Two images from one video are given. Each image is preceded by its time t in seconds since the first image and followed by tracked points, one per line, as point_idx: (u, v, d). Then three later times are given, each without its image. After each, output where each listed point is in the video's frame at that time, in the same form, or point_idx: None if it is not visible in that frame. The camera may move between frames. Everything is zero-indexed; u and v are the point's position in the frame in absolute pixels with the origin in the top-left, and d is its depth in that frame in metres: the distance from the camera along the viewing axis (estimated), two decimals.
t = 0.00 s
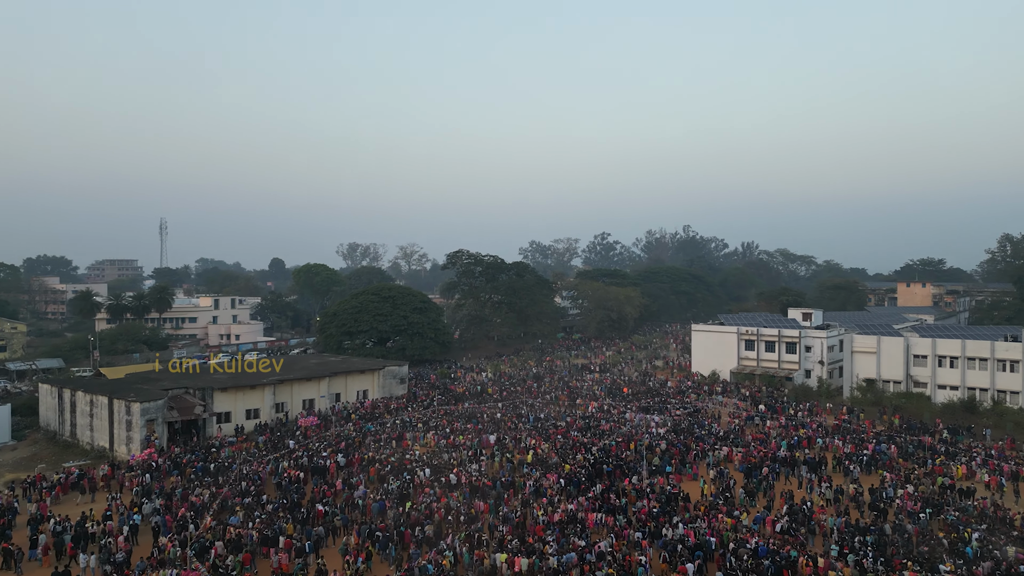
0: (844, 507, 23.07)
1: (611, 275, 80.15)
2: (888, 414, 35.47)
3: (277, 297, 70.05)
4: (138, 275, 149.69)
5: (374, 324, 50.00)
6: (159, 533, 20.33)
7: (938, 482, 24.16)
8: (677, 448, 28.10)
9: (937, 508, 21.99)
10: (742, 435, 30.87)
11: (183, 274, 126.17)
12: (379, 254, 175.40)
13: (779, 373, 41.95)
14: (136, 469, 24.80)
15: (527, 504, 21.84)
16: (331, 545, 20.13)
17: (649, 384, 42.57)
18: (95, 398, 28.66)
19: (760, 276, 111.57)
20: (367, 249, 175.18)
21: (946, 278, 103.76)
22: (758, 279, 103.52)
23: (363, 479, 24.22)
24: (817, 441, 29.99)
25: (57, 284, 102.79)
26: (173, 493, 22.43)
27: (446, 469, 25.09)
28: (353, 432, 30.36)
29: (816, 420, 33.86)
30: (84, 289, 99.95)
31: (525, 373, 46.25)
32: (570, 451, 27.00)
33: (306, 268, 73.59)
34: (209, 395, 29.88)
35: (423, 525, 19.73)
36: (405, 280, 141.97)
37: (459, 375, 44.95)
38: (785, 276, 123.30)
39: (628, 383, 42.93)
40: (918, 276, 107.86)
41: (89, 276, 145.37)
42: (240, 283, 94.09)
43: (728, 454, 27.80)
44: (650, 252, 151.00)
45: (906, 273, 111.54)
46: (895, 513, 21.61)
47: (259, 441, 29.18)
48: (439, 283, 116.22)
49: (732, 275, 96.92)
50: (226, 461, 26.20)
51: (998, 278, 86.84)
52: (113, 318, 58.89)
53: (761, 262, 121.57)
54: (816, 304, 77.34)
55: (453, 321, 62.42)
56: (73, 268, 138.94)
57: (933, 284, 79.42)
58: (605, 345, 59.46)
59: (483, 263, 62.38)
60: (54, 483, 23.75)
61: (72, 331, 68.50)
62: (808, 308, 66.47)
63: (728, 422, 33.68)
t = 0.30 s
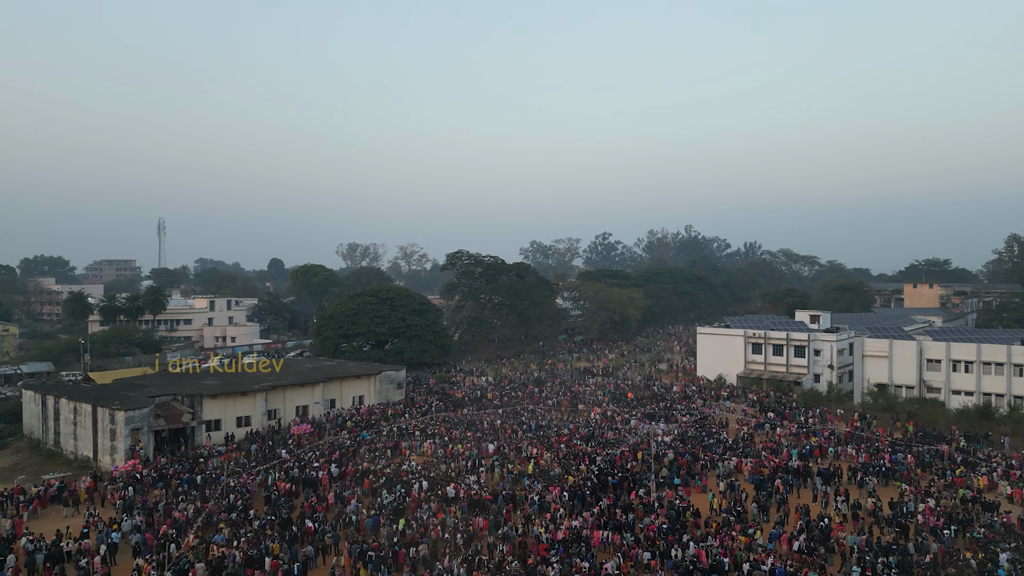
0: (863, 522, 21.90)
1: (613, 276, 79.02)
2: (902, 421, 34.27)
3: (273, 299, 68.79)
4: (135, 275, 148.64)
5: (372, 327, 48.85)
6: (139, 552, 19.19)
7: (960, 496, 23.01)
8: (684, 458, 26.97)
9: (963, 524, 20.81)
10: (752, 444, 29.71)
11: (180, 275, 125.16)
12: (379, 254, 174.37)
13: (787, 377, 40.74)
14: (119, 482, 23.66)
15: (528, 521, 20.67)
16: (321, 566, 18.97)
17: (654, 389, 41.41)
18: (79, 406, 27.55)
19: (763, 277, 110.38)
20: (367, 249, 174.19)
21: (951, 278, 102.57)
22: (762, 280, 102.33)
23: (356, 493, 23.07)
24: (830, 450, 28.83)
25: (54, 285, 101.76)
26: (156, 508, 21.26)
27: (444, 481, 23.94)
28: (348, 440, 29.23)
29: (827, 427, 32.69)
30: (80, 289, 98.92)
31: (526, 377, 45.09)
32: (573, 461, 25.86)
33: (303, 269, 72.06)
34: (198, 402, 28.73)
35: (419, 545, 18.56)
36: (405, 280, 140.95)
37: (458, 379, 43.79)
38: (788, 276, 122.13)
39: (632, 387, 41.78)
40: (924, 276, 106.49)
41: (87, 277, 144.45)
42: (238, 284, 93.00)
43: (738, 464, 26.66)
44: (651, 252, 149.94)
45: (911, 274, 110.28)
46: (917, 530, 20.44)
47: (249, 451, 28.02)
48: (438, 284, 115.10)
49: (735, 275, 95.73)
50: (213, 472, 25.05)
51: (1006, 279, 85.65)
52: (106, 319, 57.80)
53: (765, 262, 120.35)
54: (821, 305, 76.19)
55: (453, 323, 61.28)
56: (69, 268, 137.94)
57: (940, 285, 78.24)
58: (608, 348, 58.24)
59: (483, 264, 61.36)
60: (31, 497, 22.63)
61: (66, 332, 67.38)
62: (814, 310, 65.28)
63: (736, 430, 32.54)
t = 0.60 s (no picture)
0: (883, 541, 20.73)
1: (615, 276, 77.83)
2: (916, 429, 33.07)
3: (270, 300, 67.48)
4: (133, 276, 147.60)
5: (368, 330, 47.61)
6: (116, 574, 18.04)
7: (985, 512, 21.84)
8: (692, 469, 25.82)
9: (990, 543, 19.64)
10: (762, 452, 28.55)
11: (178, 275, 123.99)
12: (379, 254, 173.11)
13: (796, 382, 39.53)
14: (99, 496, 22.52)
15: (530, 540, 19.51)
16: None
17: (659, 394, 40.25)
18: (61, 414, 26.42)
19: (766, 277, 109.25)
20: (367, 249, 173.07)
21: (957, 279, 101.42)
22: (765, 281, 101.18)
23: (349, 507, 21.91)
24: (843, 460, 27.67)
25: (49, 285, 100.55)
26: (136, 525, 20.11)
27: (441, 495, 22.79)
28: (342, 449, 28.08)
29: (840, 434, 31.51)
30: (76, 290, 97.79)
31: (527, 381, 43.90)
32: (576, 473, 24.73)
33: (301, 270, 70.75)
34: (185, 410, 27.59)
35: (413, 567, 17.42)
36: (404, 281, 139.75)
37: (457, 383, 42.63)
38: (791, 276, 120.97)
39: (637, 392, 40.61)
40: (929, 277, 105.29)
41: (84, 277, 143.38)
42: (235, 284, 91.88)
43: (748, 475, 25.50)
44: (653, 252, 148.78)
45: (916, 275, 109.06)
46: (942, 550, 19.26)
47: (239, 461, 26.86)
48: (438, 284, 113.94)
49: (739, 276, 94.51)
50: (200, 485, 23.91)
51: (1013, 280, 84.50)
52: (99, 321, 56.66)
53: (768, 262, 119.18)
54: (827, 306, 75.03)
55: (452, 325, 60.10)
56: (67, 268, 136.94)
57: (947, 286, 77.09)
58: (611, 351, 57.04)
59: (483, 264, 60.36)
60: (6, 512, 21.49)
61: (59, 334, 66.24)
62: (821, 312, 64.04)
63: (745, 437, 31.38)
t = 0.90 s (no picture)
0: (907, 562, 19.50)
1: (618, 277, 76.60)
2: (932, 437, 31.83)
3: (266, 301, 66.55)
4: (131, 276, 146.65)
5: (365, 333, 46.37)
6: None
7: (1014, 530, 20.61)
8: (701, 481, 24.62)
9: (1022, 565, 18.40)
10: (774, 462, 27.33)
11: (176, 276, 122.90)
12: (379, 254, 171.89)
13: (805, 387, 38.26)
14: (77, 511, 21.34)
15: (531, 562, 18.29)
16: None
17: (664, 399, 39.05)
18: (41, 424, 25.26)
19: (770, 278, 108.01)
20: (366, 249, 171.96)
21: (963, 280, 100.12)
22: (769, 281, 99.98)
23: (340, 525, 20.68)
24: (859, 471, 26.44)
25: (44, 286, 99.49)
26: (113, 545, 18.89)
27: (438, 511, 21.55)
28: (335, 459, 26.86)
29: (854, 443, 30.29)
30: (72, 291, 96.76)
31: (528, 385, 42.68)
32: (581, 487, 23.48)
33: (297, 270, 69.47)
34: (172, 418, 26.47)
35: None
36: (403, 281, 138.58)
37: (456, 388, 41.41)
38: (795, 277, 119.72)
39: (641, 397, 39.41)
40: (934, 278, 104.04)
41: (82, 278, 142.34)
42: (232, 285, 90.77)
43: (761, 488, 24.27)
44: (655, 252, 147.58)
45: (921, 275, 107.80)
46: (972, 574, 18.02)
47: (227, 472, 25.68)
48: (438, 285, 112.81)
49: (742, 276, 93.27)
50: (185, 498, 22.71)
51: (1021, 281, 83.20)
52: (91, 323, 55.55)
53: (771, 263, 117.91)
54: (833, 308, 73.82)
55: (452, 327, 58.90)
56: (64, 269, 136.02)
57: (955, 287, 75.85)
58: (614, 355, 55.75)
59: (484, 265, 59.29)
60: None
61: (52, 336, 65.11)
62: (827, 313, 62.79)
63: (755, 446, 30.17)
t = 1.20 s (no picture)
0: None
1: (620, 278, 75.42)
2: (948, 446, 30.61)
3: (262, 303, 65.45)
4: (129, 277, 145.64)
5: (362, 336, 45.11)
6: None
7: None
8: (711, 495, 23.38)
9: None
10: (787, 473, 26.07)
11: (174, 276, 121.82)
12: (379, 254, 170.67)
13: (815, 393, 37.02)
14: (52, 528, 20.14)
15: None
16: None
17: (669, 405, 37.84)
18: (19, 433, 24.09)
19: (774, 279, 106.70)
20: (366, 249, 170.82)
21: (969, 281, 98.82)
22: (773, 282, 98.70)
23: (329, 544, 19.40)
24: (876, 484, 25.22)
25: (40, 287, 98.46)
26: (85, 567, 17.65)
27: (434, 529, 20.28)
28: (327, 470, 25.64)
29: (869, 452, 29.05)
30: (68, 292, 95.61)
31: (529, 390, 41.45)
32: (585, 502, 22.23)
33: (294, 271, 68.27)
34: (156, 428, 25.29)
35: None
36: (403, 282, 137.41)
37: (455, 393, 40.19)
38: (798, 278, 118.44)
39: (645, 403, 38.21)
40: (940, 279, 102.88)
41: (79, 279, 141.34)
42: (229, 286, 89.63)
43: (775, 502, 23.04)
44: (657, 253, 146.31)
45: (926, 276, 106.58)
46: None
47: (213, 485, 24.46)
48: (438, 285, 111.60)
49: (745, 277, 92.10)
50: (168, 514, 21.50)
51: None
52: (83, 326, 54.41)
53: (775, 263, 116.69)
54: (839, 310, 72.61)
55: (451, 329, 57.72)
56: (61, 269, 135.10)
57: (963, 288, 74.55)
58: (616, 358, 54.53)
59: (484, 266, 58.13)
60: None
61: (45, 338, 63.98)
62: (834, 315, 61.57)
63: (765, 455, 28.92)
